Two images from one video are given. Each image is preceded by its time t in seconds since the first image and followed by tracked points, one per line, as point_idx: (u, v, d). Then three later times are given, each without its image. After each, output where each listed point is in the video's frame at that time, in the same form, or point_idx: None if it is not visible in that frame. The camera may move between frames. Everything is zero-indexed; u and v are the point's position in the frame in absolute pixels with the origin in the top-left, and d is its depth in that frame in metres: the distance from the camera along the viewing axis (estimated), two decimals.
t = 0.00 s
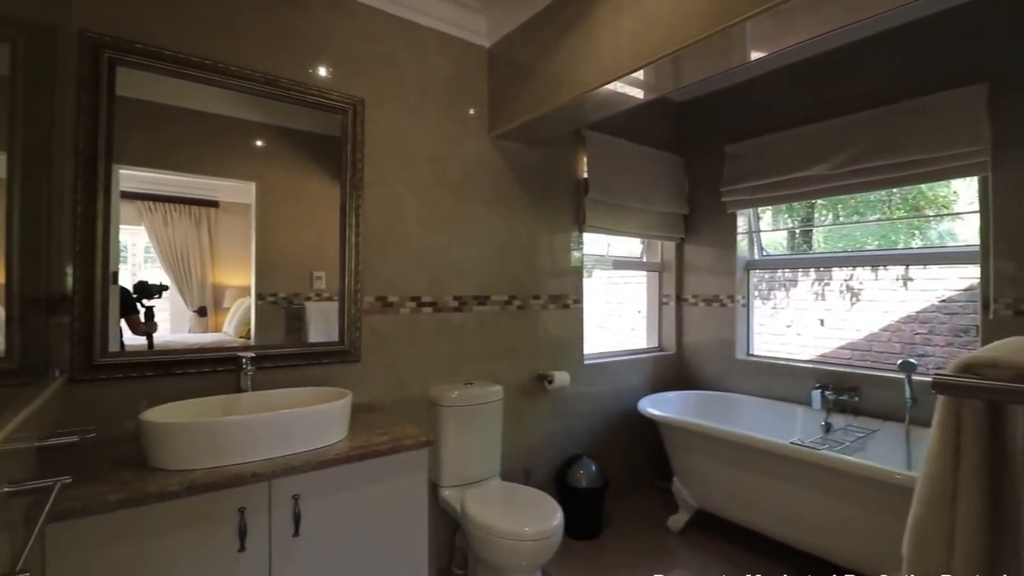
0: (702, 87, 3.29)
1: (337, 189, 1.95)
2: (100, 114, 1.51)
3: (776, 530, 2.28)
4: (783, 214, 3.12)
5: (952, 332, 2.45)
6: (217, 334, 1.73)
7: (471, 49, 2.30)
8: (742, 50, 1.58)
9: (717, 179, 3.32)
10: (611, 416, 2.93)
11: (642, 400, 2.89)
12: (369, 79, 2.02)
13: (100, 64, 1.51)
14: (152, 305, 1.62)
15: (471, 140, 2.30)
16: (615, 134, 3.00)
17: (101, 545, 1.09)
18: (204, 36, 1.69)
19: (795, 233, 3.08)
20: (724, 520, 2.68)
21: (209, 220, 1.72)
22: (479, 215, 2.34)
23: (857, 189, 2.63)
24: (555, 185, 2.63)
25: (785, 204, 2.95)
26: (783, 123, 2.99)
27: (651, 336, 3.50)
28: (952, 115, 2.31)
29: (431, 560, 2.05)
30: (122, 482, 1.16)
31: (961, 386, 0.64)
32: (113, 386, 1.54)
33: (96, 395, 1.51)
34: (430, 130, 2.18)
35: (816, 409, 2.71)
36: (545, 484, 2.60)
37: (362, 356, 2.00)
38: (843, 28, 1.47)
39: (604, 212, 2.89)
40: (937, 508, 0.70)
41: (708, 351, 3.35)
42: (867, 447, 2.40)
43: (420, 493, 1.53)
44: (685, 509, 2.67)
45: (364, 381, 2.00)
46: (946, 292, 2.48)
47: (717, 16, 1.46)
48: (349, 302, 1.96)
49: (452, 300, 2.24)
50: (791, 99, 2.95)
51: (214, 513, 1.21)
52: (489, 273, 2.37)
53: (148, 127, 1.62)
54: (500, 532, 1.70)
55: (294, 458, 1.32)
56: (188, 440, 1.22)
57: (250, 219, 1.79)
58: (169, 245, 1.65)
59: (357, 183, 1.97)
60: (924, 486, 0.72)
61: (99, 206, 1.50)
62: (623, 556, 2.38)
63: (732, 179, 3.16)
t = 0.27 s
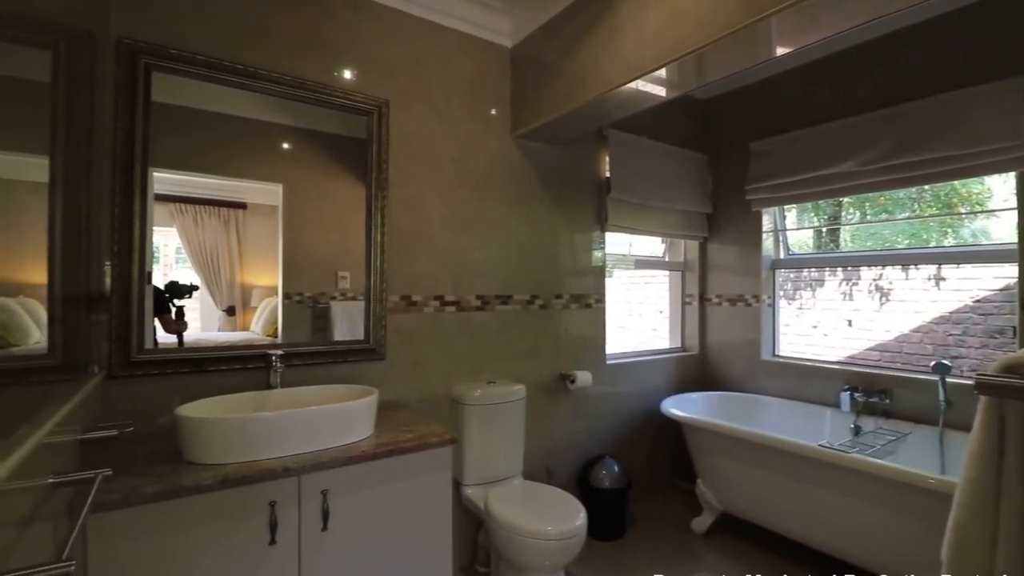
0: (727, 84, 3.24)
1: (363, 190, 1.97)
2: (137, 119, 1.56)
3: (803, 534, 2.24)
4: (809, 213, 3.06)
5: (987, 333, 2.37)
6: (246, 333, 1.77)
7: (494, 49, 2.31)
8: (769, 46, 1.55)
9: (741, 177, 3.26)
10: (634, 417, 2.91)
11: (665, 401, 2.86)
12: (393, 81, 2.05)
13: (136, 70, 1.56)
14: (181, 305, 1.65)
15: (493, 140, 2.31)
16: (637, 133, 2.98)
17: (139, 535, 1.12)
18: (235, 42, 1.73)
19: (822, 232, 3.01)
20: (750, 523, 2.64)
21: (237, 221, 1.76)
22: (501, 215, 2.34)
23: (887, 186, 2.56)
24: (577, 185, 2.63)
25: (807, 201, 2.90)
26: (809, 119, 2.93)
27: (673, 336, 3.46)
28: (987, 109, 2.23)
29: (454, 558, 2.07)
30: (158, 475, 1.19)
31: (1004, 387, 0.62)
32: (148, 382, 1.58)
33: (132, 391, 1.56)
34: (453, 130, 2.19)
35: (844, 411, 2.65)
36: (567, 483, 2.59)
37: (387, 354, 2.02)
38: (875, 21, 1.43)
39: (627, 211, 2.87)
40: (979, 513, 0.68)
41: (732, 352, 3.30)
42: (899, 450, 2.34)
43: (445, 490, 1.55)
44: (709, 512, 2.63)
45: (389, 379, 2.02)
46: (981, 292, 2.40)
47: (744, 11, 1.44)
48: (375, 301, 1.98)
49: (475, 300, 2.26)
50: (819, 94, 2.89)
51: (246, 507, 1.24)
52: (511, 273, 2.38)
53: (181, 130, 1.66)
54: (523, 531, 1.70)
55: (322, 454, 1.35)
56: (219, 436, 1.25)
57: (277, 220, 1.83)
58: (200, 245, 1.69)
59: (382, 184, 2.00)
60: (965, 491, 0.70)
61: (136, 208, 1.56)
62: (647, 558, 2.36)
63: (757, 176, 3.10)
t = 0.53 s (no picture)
0: (752, 81, 3.19)
1: (388, 191, 2.00)
2: (173, 126, 1.61)
3: (832, 540, 2.19)
4: (837, 212, 3.00)
5: None
6: (275, 332, 1.81)
7: (517, 50, 2.32)
8: (796, 42, 1.52)
9: (768, 175, 3.21)
10: (658, 418, 2.88)
11: (690, 402, 2.83)
12: (418, 83, 2.07)
13: (172, 77, 1.61)
14: (212, 305, 1.69)
15: (516, 141, 2.32)
16: (661, 131, 2.95)
17: (176, 528, 1.16)
18: (265, 48, 1.78)
19: (850, 231, 2.94)
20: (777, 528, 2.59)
21: (266, 224, 1.80)
22: (524, 215, 2.35)
23: (920, 183, 2.49)
24: (600, 184, 2.62)
25: (833, 199, 2.85)
26: (838, 116, 2.86)
27: (698, 337, 3.42)
28: None
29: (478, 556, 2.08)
30: (194, 470, 1.23)
31: None
32: (183, 380, 1.63)
33: (169, 388, 1.61)
34: (476, 131, 2.21)
35: (875, 414, 2.57)
36: (591, 484, 2.58)
37: (412, 354, 2.05)
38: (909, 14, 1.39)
39: (651, 211, 2.85)
40: None
41: (758, 353, 3.24)
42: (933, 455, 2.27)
43: (470, 489, 1.56)
44: (735, 515, 2.59)
45: (414, 378, 2.05)
46: (1018, 292, 2.31)
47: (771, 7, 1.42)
48: (400, 301, 2.01)
49: (498, 300, 2.27)
50: (847, 90, 2.82)
51: (278, 502, 1.27)
52: (534, 273, 2.38)
53: (213, 135, 1.71)
54: (547, 530, 1.70)
55: (351, 452, 1.37)
56: (249, 433, 1.29)
57: (304, 222, 1.86)
58: (230, 247, 1.73)
59: (407, 185, 2.02)
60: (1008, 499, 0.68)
61: (172, 211, 1.61)
62: (671, 561, 2.33)
63: (783, 174, 3.05)
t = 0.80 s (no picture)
0: (779, 77, 3.13)
1: (414, 192, 2.03)
2: (207, 132, 1.66)
3: (864, 547, 2.12)
4: (866, 209, 2.92)
5: None
6: (302, 331, 1.84)
7: (540, 51, 2.32)
8: (826, 37, 1.49)
9: (795, 173, 3.15)
10: (682, 419, 2.85)
11: (715, 404, 2.79)
12: (442, 85, 2.09)
13: (206, 83, 1.66)
14: (242, 304, 1.73)
15: (540, 141, 2.32)
16: (685, 130, 2.92)
17: (211, 521, 1.19)
18: (295, 53, 1.82)
19: (881, 230, 2.87)
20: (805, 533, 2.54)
21: (293, 225, 1.83)
22: (548, 215, 2.35)
23: (957, 180, 2.40)
24: (623, 184, 2.60)
25: (863, 197, 2.77)
26: (868, 112, 2.79)
27: (723, 338, 3.38)
28: None
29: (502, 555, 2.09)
30: (228, 465, 1.27)
31: None
32: (217, 377, 1.68)
33: (203, 385, 1.65)
34: (500, 132, 2.22)
35: (908, 418, 2.50)
36: (614, 485, 2.57)
37: (437, 353, 2.07)
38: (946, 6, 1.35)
39: (676, 210, 2.82)
40: None
41: (785, 354, 3.18)
42: (971, 461, 2.19)
43: (495, 488, 1.57)
44: (762, 519, 2.55)
45: (439, 378, 2.07)
46: None
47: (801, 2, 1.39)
48: (425, 301, 2.03)
49: (522, 300, 2.27)
50: (879, 84, 2.74)
51: (308, 498, 1.30)
52: (557, 273, 2.38)
53: (245, 139, 1.76)
54: (572, 531, 1.70)
55: (378, 449, 1.39)
56: (279, 430, 1.32)
57: (331, 224, 1.90)
58: (259, 248, 1.77)
59: (431, 187, 2.04)
60: None
61: (206, 214, 1.66)
62: (697, 564, 2.31)
63: (811, 173, 2.98)
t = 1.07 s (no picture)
0: (807, 73, 3.07)
1: (439, 193, 2.05)
2: (240, 136, 1.71)
3: (898, 555, 2.06)
4: (897, 207, 2.83)
5: None
6: (328, 331, 1.87)
7: (564, 50, 2.32)
8: (857, 31, 1.46)
9: (825, 170, 3.07)
10: (708, 421, 2.82)
11: (742, 405, 2.74)
12: (467, 87, 2.10)
13: (240, 88, 1.70)
14: (270, 303, 1.76)
15: (564, 141, 2.32)
16: (711, 128, 2.88)
17: (246, 516, 1.22)
18: (324, 58, 1.85)
19: (913, 228, 2.79)
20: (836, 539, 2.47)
21: (320, 226, 1.86)
22: (572, 215, 2.35)
23: (995, 176, 2.31)
24: (648, 183, 2.58)
25: (895, 194, 2.68)
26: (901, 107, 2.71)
27: (749, 338, 3.32)
28: None
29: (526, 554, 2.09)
30: (262, 461, 1.30)
31: None
32: (249, 376, 1.72)
33: (236, 383, 1.70)
34: (524, 132, 2.22)
35: (945, 422, 2.42)
36: (638, 487, 2.55)
37: (462, 353, 2.08)
38: None
39: (702, 209, 2.79)
40: None
41: (814, 355, 3.11)
42: (1013, 468, 2.10)
43: (520, 487, 1.57)
44: (791, 524, 2.49)
45: (463, 377, 2.08)
46: None
47: None
48: (450, 301, 2.05)
49: (546, 300, 2.27)
50: (913, 78, 2.66)
51: (338, 494, 1.32)
52: (581, 273, 2.37)
53: (275, 142, 1.79)
54: (596, 532, 1.69)
55: (407, 447, 1.41)
56: (309, 426, 1.35)
57: (357, 225, 1.93)
58: (287, 249, 1.80)
59: (456, 187, 2.06)
60: None
61: (239, 216, 1.70)
62: (724, 568, 2.27)
63: (841, 170, 2.90)
